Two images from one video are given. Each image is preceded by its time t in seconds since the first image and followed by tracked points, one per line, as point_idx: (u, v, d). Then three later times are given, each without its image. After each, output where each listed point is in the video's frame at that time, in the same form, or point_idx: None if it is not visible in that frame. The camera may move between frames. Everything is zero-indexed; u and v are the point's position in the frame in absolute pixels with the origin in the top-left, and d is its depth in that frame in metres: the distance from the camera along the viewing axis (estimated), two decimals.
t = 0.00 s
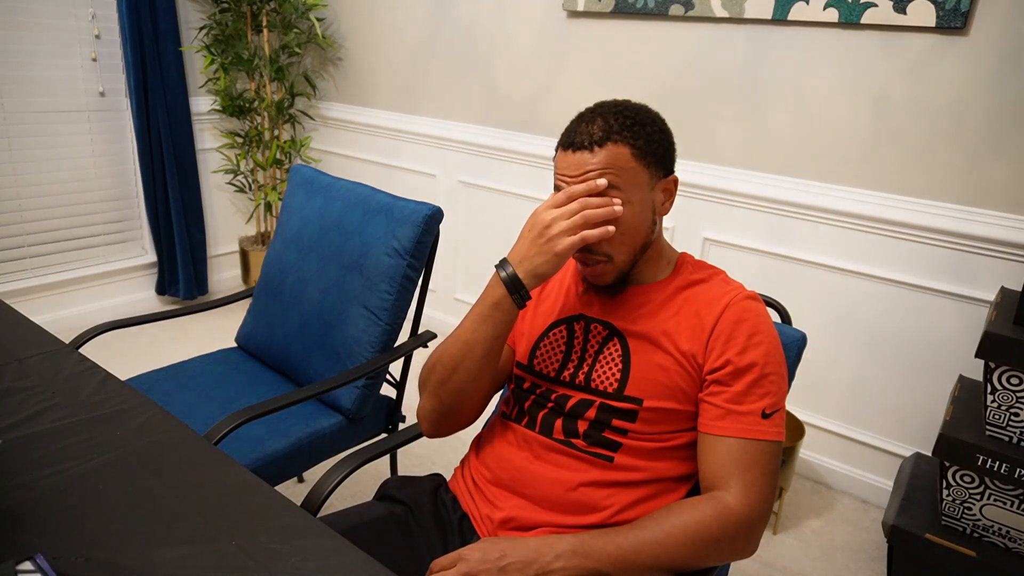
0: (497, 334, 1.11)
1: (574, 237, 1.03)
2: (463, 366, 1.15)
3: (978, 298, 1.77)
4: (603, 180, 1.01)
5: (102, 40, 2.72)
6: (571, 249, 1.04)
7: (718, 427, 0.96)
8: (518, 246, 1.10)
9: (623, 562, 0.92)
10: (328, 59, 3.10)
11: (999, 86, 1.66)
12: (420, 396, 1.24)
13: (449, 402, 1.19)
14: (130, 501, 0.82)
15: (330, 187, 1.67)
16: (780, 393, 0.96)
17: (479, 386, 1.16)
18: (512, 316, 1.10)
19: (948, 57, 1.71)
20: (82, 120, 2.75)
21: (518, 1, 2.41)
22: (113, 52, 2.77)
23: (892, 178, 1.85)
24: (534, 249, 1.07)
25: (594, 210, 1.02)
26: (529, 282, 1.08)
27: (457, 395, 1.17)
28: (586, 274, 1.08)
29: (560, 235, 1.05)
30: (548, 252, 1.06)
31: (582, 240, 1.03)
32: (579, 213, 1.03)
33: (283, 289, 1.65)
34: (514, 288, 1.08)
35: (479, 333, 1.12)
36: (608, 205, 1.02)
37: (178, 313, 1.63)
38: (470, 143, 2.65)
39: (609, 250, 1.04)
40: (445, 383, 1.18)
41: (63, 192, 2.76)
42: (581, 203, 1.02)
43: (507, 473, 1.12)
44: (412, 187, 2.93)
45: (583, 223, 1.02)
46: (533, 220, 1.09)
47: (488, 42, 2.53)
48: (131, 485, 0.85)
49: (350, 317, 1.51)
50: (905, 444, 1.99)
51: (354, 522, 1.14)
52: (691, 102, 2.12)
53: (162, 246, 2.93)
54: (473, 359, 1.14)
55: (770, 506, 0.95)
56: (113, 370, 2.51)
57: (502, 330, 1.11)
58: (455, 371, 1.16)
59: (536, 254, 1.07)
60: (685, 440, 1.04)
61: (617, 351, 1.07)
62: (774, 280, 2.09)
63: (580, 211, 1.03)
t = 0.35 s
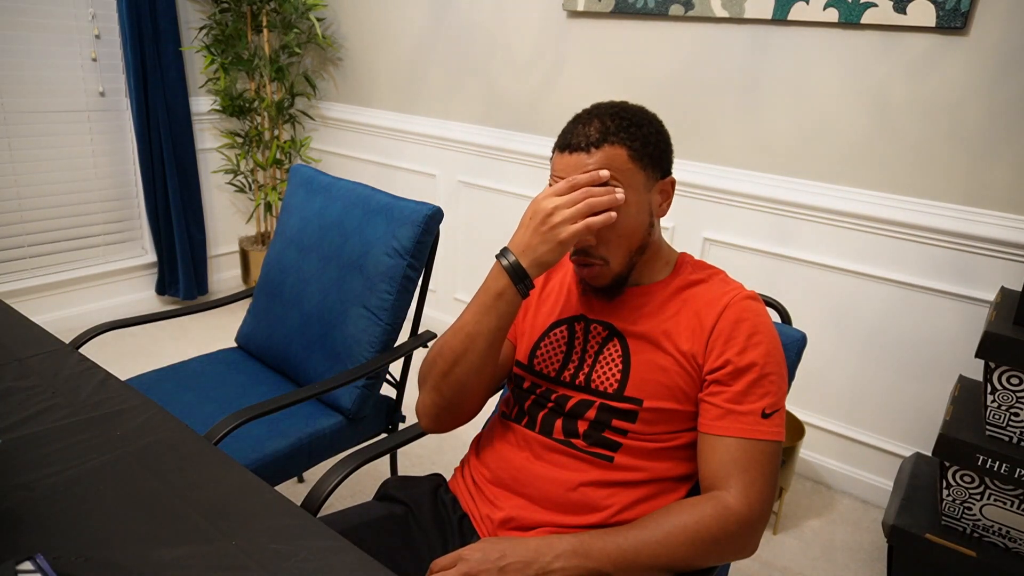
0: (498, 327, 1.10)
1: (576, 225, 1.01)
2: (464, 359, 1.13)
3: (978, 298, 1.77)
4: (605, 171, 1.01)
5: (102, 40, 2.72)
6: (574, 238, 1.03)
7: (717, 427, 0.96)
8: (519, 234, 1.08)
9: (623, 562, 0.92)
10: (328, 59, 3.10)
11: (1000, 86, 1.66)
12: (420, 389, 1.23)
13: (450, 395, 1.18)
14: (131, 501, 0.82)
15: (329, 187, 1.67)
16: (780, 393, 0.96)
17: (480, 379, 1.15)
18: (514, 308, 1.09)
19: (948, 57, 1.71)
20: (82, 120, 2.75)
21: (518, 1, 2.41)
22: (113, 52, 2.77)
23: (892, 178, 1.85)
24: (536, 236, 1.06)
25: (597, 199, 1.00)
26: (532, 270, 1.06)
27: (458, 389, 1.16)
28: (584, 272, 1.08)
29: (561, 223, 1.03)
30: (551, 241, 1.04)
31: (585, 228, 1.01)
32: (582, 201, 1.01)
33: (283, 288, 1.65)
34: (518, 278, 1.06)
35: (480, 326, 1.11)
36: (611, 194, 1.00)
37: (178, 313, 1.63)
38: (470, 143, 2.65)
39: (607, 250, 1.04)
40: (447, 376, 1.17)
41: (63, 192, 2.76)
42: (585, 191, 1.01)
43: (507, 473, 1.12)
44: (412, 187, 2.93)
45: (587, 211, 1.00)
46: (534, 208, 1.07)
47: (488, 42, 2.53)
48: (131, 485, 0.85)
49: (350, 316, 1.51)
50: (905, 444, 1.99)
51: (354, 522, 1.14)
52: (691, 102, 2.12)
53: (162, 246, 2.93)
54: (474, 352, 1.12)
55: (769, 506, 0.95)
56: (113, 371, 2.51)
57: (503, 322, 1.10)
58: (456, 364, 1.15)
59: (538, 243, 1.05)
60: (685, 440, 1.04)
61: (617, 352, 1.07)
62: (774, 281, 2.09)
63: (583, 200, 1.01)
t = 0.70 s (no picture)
0: (498, 321, 1.10)
1: (583, 218, 1.01)
2: (465, 355, 1.13)
3: (978, 298, 1.77)
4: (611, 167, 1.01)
5: (102, 40, 2.72)
6: (579, 231, 1.02)
7: (717, 426, 0.96)
8: (523, 227, 1.07)
9: (623, 562, 0.92)
10: (328, 59, 3.10)
11: (1000, 87, 1.66)
12: (422, 387, 1.23)
13: (451, 393, 1.18)
14: (130, 501, 0.82)
15: (330, 187, 1.67)
16: (781, 394, 0.96)
17: (481, 374, 1.14)
18: (514, 302, 1.09)
19: (948, 57, 1.71)
20: (82, 120, 2.75)
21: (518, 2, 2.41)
22: (113, 52, 2.77)
23: (892, 178, 1.85)
24: (540, 229, 1.05)
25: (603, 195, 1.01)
26: (535, 263, 1.06)
27: (459, 386, 1.16)
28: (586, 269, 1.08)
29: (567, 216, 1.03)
30: (556, 234, 1.04)
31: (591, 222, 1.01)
32: (589, 195, 1.01)
33: (283, 288, 1.65)
34: (520, 270, 1.06)
35: (481, 320, 1.11)
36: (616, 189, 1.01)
37: (178, 313, 1.63)
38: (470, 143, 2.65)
39: (610, 247, 1.04)
40: (448, 373, 1.17)
41: (62, 192, 2.76)
42: (591, 185, 1.01)
43: (507, 473, 1.12)
44: (412, 187, 2.93)
45: (594, 205, 1.00)
46: (539, 201, 1.07)
47: (488, 42, 2.53)
48: (131, 485, 0.85)
49: (350, 316, 1.51)
50: (905, 445, 1.99)
51: (354, 522, 1.14)
52: (691, 102, 2.12)
53: (161, 246, 2.93)
54: (475, 347, 1.12)
55: (770, 506, 0.95)
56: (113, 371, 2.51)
57: (504, 317, 1.09)
58: (456, 360, 1.15)
59: (542, 236, 1.05)
60: (685, 441, 1.04)
61: (617, 352, 1.07)
62: (774, 281, 2.09)
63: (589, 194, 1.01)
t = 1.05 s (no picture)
0: (497, 321, 1.10)
1: (582, 217, 1.01)
2: (464, 356, 1.13)
3: (978, 298, 1.77)
4: (608, 167, 1.01)
5: (102, 40, 2.72)
6: (578, 230, 1.02)
7: (717, 427, 0.96)
8: (522, 226, 1.07)
9: (623, 562, 0.92)
10: (328, 59, 3.10)
11: (1000, 87, 1.66)
12: (422, 387, 1.23)
13: (452, 393, 1.18)
14: (130, 501, 0.82)
15: (329, 187, 1.67)
16: (781, 393, 0.96)
17: (482, 374, 1.14)
18: (515, 303, 1.09)
19: (948, 57, 1.71)
20: (82, 120, 2.75)
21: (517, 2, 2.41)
22: (113, 52, 2.77)
23: (892, 178, 1.85)
24: (539, 228, 1.05)
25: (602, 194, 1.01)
26: (535, 264, 1.06)
27: (460, 387, 1.16)
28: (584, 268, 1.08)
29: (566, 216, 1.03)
30: (556, 233, 1.04)
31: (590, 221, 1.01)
32: (587, 195, 1.01)
33: (283, 288, 1.65)
34: (520, 271, 1.06)
35: (479, 321, 1.11)
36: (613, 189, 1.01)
37: (178, 313, 1.63)
38: (470, 143, 2.65)
39: (608, 246, 1.04)
40: (448, 373, 1.17)
41: (62, 192, 2.76)
42: (590, 183, 1.01)
43: (508, 473, 1.12)
44: (412, 187, 2.93)
45: (593, 204, 1.00)
46: (537, 200, 1.06)
47: (488, 42, 2.53)
48: (131, 485, 0.85)
49: (350, 316, 1.51)
50: (905, 444, 1.99)
51: (354, 522, 1.14)
52: (691, 102, 2.12)
53: (162, 246, 2.93)
54: (475, 348, 1.12)
55: (770, 506, 0.95)
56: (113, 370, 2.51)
57: (503, 317, 1.09)
58: (456, 361, 1.15)
59: (542, 236, 1.05)
60: (685, 441, 1.04)
61: (618, 352, 1.07)
62: (774, 281, 2.09)
63: (588, 193, 1.01)
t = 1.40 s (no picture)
0: (503, 320, 1.10)
1: (588, 218, 1.01)
2: (467, 354, 1.13)
3: (978, 298, 1.77)
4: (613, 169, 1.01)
5: (102, 40, 2.72)
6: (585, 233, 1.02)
7: (718, 427, 0.96)
8: (529, 227, 1.07)
9: (623, 562, 0.92)
10: (328, 59, 3.10)
11: (1000, 87, 1.66)
12: (422, 384, 1.23)
13: (454, 391, 1.18)
14: (130, 501, 0.82)
15: (329, 187, 1.67)
16: (781, 394, 0.96)
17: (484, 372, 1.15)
18: (521, 302, 1.09)
19: (948, 57, 1.71)
20: (82, 120, 2.75)
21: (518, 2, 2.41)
22: (113, 52, 2.77)
23: (892, 178, 1.85)
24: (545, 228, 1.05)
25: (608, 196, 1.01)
26: (542, 262, 1.06)
27: (461, 385, 1.16)
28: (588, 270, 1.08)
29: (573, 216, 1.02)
30: (562, 233, 1.04)
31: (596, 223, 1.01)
32: (594, 196, 1.01)
33: (283, 288, 1.65)
34: (529, 270, 1.06)
35: (483, 319, 1.10)
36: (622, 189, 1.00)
37: (178, 313, 1.63)
38: (470, 143, 2.65)
39: (612, 248, 1.04)
40: (450, 372, 1.17)
41: (62, 192, 2.76)
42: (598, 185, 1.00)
43: (508, 473, 1.12)
44: (412, 187, 2.93)
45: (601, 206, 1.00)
46: (544, 200, 1.06)
47: (488, 42, 2.53)
48: (131, 485, 0.85)
49: (350, 317, 1.51)
50: (905, 444, 1.99)
51: (354, 522, 1.14)
52: (691, 102, 2.12)
53: (162, 246, 2.93)
54: (479, 347, 1.12)
55: (770, 506, 0.95)
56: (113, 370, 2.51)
57: (509, 316, 1.10)
58: (459, 359, 1.15)
59: (548, 236, 1.05)
60: (685, 441, 1.04)
61: (618, 353, 1.07)
62: (774, 281, 2.09)
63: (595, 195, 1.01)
